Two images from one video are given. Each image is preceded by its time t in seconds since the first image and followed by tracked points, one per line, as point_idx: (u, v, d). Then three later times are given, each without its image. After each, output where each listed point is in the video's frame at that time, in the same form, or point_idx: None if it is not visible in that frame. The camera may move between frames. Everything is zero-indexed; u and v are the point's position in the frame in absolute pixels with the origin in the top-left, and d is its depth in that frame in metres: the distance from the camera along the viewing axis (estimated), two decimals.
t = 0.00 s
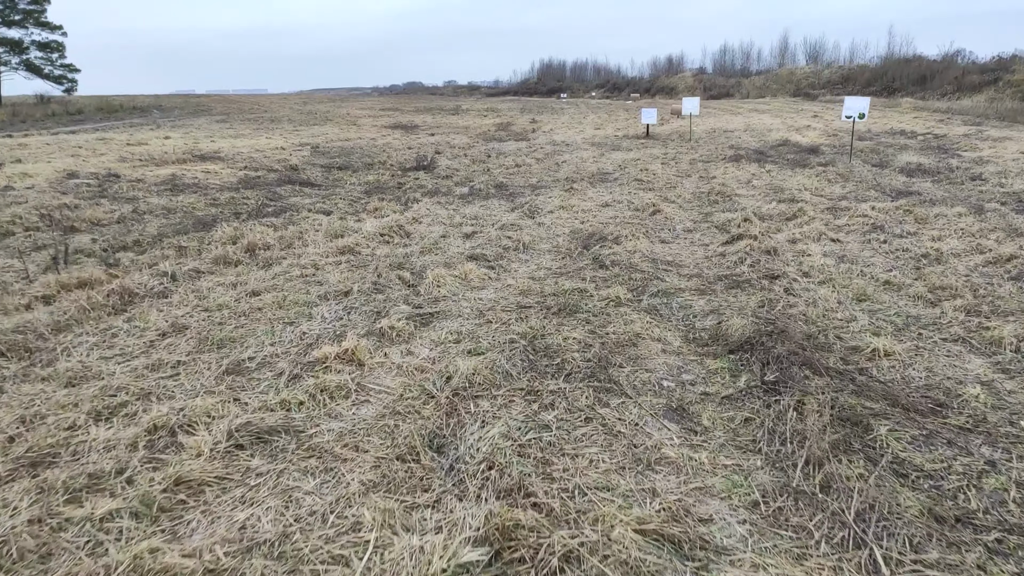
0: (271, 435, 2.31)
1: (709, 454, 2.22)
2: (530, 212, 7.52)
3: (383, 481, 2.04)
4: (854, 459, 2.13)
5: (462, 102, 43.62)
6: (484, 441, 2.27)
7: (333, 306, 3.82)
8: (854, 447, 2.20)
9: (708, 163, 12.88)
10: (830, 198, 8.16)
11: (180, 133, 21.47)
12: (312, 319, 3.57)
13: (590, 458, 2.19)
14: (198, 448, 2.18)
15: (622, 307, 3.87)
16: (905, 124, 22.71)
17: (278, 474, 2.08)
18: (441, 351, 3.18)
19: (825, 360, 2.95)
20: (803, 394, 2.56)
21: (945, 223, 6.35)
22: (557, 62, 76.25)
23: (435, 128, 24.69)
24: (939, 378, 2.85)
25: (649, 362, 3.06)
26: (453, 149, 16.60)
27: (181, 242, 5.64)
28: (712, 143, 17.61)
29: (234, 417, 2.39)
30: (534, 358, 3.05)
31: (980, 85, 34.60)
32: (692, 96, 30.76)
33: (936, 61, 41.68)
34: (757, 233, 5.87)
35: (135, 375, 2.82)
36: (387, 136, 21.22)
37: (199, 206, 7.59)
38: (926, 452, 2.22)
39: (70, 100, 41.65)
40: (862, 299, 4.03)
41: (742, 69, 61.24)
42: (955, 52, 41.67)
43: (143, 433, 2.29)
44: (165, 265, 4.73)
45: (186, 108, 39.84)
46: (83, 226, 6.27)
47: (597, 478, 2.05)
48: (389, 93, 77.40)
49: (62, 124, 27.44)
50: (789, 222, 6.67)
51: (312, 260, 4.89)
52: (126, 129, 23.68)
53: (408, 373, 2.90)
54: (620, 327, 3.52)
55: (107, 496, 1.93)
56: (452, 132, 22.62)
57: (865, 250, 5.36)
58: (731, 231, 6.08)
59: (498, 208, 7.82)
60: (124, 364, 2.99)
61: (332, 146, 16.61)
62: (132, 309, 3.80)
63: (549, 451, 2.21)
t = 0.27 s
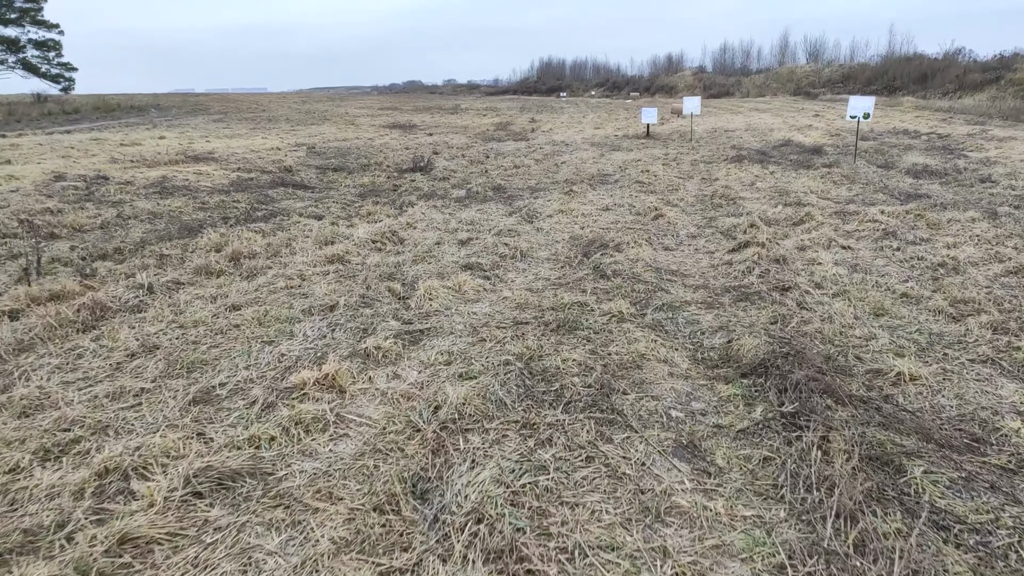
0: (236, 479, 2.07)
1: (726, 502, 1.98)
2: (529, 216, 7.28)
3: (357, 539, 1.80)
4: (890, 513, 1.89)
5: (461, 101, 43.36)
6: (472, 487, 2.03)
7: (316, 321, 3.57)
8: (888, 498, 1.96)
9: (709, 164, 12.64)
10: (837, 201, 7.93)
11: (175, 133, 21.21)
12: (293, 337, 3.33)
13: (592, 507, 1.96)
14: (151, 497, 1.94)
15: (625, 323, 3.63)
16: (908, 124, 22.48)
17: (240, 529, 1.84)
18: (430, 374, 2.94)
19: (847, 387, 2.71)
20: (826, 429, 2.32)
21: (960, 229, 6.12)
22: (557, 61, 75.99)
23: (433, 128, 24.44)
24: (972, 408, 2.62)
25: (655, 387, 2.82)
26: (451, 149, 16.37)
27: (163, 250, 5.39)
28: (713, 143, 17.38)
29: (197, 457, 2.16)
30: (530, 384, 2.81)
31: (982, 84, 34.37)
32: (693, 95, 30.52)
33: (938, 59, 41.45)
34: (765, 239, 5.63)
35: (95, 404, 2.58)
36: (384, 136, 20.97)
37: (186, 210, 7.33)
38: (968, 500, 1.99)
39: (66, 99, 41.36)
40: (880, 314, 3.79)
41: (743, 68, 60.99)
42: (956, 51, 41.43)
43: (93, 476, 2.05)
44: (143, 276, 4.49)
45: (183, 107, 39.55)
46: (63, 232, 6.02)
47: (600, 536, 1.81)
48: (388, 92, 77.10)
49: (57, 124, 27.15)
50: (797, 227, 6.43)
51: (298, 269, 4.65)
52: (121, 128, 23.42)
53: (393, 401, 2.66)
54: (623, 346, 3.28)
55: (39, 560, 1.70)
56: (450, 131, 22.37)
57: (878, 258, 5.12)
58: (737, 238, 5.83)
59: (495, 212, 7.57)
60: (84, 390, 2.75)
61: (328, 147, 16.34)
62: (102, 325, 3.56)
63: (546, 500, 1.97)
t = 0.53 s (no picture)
0: (185, 514, 1.86)
1: (735, 541, 1.76)
2: (524, 218, 7.06)
3: None
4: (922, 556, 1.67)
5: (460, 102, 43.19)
6: (450, 524, 1.81)
7: (294, 331, 3.35)
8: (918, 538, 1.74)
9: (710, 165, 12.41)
10: (843, 203, 7.71)
11: (170, 134, 21.01)
12: (268, 348, 3.11)
13: (583, 549, 1.73)
14: (86, 536, 1.73)
15: (623, 333, 3.40)
16: (911, 125, 22.26)
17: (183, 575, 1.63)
18: (412, 390, 2.72)
19: (865, 405, 2.49)
20: (844, 455, 2.10)
21: (971, 231, 5.90)
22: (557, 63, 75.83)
23: (431, 129, 24.23)
24: (1002, 429, 2.40)
25: (655, 404, 2.60)
26: (448, 150, 16.15)
27: (141, 253, 5.17)
28: (714, 144, 17.16)
29: (144, 488, 1.94)
30: (520, 401, 2.59)
31: (984, 85, 34.16)
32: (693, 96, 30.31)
33: (939, 61, 41.26)
34: (770, 243, 5.41)
35: (42, 424, 2.36)
36: (381, 137, 20.77)
37: (171, 213, 7.11)
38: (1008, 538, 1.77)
39: (64, 100, 41.18)
40: (894, 323, 3.57)
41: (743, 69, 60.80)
42: (958, 52, 41.23)
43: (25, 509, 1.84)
44: (116, 281, 4.27)
45: (181, 109, 39.40)
46: (40, 235, 5.81)
47: None
48: (388, 93, 76.90)
49: (52, 126, 26.92)
50: (802, 230, 6.21)
51: (281, 275, 4.43)
52: (116, 129, 23.22)
53: (369, 420, 2.43)
54: (621, 358, 3.06)
55: None
56: (448, 133, 22.16)
57: (888, 263, 4.90)
58: (741, 241, 5.61)
59: (490, 214, 7.36)
60: (34, 407, 2.53)
61: (323, 148, 16.12)
62: (65, 335, 3.34)
63: (532, 540, 1.75)
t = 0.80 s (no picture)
0: None
1: None
2: (520, 224, 6.82)
3: None
4: None
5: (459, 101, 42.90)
6: None
7: (267, 353, 3.11)
8: None
9: (712, 167, 12.17)
10: (849, 207, 7.47)
11: (164, 134, 20.76)
12: (236, 374, 2.88)
13: None
14: None
15: (622, 356, 3.16)
16: (913, 124, 22.01)
17: None
18: (390, 426, 2.48)
19: (886, 447, 2.26)
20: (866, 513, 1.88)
21: (985, 239, 5.66)
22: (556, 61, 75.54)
23: (429, 128, 23.97)
24: None
25: (656, 442, 2.37)
26: (445, 150, 15.89)
27: (117, 264, 4.93)
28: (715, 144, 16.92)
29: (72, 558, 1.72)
30: (508, 439, 2.35)
31: (986, 84, 33.90)
32: (694, 95, 30.04)
33: (940, 59, 41.00)
34: (775, 252, 5.18)
35: None
36: (377, 137, 20.51)
37: (154, 219, 6.87)
38: None
39: (60, 100, 40.89)
40: (911, 344, 3.34)
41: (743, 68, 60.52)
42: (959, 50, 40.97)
43: None
44: (85, 296, 4.04)
45: (178, 108, 39.12)
46: (14, 244, 5.57)
47: None
48: (386, 92, 76.58)
49: (46, 125, 26.65)
50: (808, 238, 5.97)
51: (260, 288, 4.20)
52: (110, 129, 22.95)
53: (339, 464, 2.20)
54: (619, 386, 2.82)
55: None
56: (445, 133, 21.91)
57: (901, 274, 4.67)
58: (745, 250, 5.37)
59: (485, 219, 7.12)
60: None
61: (318, 149, 15.86)
62: (20, 360, 3.11)
63: None
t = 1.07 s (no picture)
0: None
1: None
2: (515, 226, 6.54)
3: None
4: None
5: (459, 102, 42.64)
6: None
7: (228, 369, 2.82)
8: None
9: (714, 167, 11.88)
10: (858, 209, 7.18)
11: (158, 135, 20.50)
12: (190, 394, 2.59)
13: None
14: None
15: (620, 373, 2.87)
16: (917, 124, 21.72)
17: None
18: (357, 456, 2.19)
19: (923, 484, 1.97)
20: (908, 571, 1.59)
21: (1003, 242, 5.37)
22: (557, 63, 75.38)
23: (427, 129, 23.71)
24: None
25: (658, 476, 2.08)
26: (441, 151, 15.61)
27: (84, 269, 4.65)
28: (717, 145, 16.63)
29: None
30: (489, 473, 2.06)
31: (989, 84, 33.61)
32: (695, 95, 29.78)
33: (943, 60, 40.72)
34: (784, 257, 4.89)
35: None
36: (373, 137, 20.23)
37: (133, 221, 6.59)
38: None
39: (57, 100, 40.65)
40: (938, 358, 3.05)
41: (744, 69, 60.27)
42: (962, 51, 40.69)
43: None
44: (42, 305, 3.76)
45: (176, 109, 38.88)
46: None
47: None
48: (386, 93, 76.37)
49: (40, 126, 26.39)
50: (817, 241, 5.68)
51: (231, 296, 3.91)
52: (104, 130, 22.69)
53: (293, 504, 1.91)
54: (618, 408, 2.53)
55: None
56: (443, 133, 21.64)
57: (918, 281, 4.37)
58: (751, 254, 5.08)
59: (478, 221, 6.83)
60: None
61: (312, 149, 15.59)
62: None
63: None
